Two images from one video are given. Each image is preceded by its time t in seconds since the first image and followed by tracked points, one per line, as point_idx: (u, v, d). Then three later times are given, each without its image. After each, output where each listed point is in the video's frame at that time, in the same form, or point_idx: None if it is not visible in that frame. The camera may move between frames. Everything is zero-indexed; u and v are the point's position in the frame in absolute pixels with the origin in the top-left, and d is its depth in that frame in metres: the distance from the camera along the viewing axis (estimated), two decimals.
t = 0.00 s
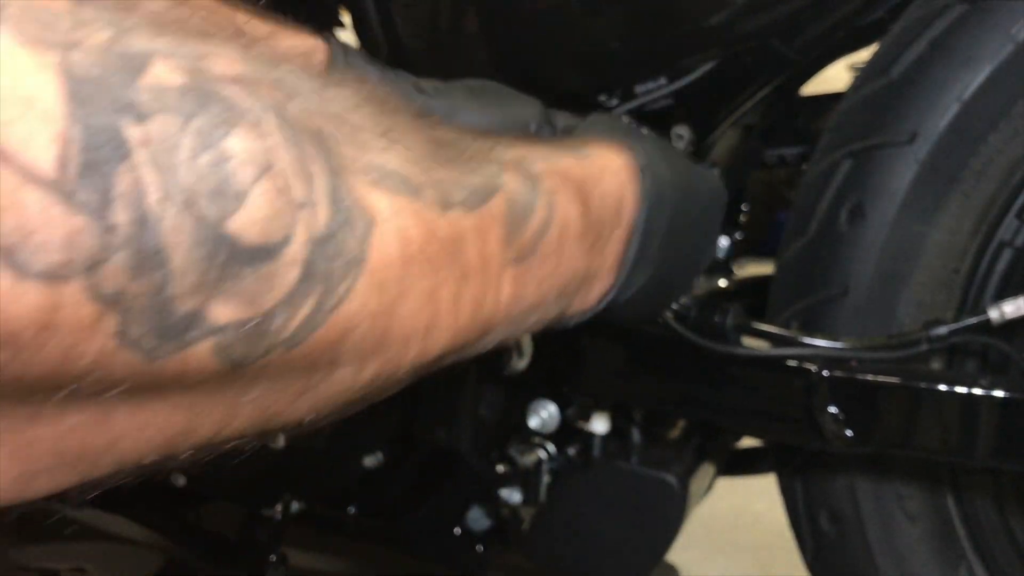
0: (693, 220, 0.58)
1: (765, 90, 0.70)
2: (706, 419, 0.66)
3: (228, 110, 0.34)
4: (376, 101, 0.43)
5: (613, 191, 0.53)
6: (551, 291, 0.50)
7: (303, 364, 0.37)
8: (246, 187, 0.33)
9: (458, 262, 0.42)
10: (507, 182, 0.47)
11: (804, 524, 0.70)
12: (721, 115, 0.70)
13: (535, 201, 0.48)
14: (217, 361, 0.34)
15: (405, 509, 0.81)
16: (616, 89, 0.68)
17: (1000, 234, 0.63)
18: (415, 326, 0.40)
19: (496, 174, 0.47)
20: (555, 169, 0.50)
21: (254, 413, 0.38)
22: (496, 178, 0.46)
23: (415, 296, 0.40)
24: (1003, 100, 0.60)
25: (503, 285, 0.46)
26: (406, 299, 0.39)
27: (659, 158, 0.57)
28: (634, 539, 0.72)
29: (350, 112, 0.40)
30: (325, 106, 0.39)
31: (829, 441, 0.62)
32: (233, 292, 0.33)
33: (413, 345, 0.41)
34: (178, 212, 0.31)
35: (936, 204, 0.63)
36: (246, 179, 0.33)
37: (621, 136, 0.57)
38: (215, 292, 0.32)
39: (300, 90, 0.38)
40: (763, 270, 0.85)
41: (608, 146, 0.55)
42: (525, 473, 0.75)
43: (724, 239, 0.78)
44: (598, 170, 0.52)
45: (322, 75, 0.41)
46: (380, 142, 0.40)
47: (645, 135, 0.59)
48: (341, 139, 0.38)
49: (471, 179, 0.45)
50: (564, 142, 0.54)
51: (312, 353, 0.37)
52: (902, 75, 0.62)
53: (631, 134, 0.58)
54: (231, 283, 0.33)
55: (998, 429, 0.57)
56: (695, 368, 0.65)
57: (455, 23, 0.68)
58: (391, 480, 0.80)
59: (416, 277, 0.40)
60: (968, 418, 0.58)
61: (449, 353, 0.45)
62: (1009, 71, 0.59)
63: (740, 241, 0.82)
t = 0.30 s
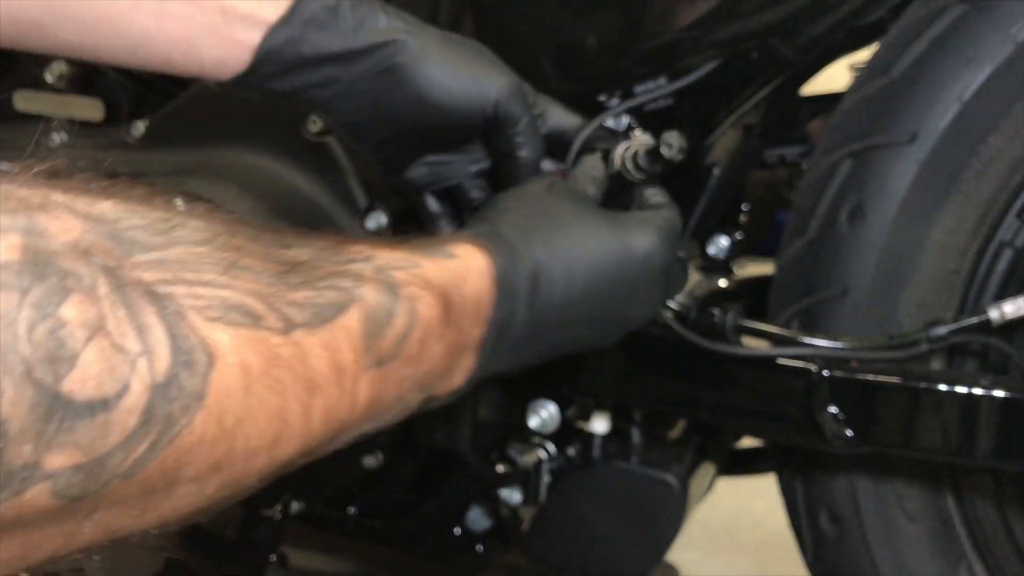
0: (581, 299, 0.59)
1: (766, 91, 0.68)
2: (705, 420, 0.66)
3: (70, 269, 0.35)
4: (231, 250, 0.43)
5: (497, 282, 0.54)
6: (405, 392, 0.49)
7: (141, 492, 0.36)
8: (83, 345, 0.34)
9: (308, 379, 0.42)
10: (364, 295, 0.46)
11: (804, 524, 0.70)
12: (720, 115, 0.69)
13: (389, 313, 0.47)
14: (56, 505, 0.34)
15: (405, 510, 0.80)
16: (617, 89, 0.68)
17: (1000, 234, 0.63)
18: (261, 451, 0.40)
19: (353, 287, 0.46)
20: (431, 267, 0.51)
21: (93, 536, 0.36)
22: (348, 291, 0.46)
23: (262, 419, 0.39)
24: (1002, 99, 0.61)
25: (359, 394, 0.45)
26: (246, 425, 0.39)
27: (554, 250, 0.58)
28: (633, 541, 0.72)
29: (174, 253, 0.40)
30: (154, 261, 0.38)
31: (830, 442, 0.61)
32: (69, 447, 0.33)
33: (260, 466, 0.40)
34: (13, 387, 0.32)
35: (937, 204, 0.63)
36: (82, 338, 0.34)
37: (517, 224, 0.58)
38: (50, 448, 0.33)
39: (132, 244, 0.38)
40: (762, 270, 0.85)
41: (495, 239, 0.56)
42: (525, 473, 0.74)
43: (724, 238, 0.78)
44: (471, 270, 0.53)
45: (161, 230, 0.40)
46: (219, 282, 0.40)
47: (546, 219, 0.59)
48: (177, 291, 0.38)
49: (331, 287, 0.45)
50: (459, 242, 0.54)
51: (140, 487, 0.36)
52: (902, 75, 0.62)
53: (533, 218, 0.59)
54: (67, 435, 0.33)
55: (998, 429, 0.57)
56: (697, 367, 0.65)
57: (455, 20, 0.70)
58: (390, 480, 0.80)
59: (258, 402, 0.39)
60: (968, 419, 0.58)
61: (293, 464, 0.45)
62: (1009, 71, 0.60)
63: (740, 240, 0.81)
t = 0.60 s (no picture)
0: (568, 311, 0.63)
1: (764, 90, 0.70)
2: (705, 418, 0.67)
3: (62, 320, 0.37)
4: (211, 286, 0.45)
5: (487, 294, 0.59)
6: (397, 409, 0.51)
7: (143, 529, 0.38)
8: (72, 395, 0.36)
9: (297, 404, 0.43)
10: (341, 316, 0.49)
11: (803, 523, 0.70)
12: (718, 115, 0.69)
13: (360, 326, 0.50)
14: (55, 545, 0.35)
15: (405, 509, 0.81)
16: (616, 90, 0.67)
17: (997, 234, 0.64)
18: (259, 475, 0.41)
19: (326, 309, 0.49)
20: (441, 283, 0.58)
21: None
22: (325, 313, 0.49)
23: (255, 441, 0.41)
24: (1001, 99, 0.61)
25: (350, 412, 0.47)
26: (243, 449, 0.40)
27: (540, 257, 0.62)
28: (631, 541, 0.71)
29: (158, 294, 0.41)
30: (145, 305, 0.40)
31: (829, 440, 0.62)
32: (66, 489, 0.35)
33: (258, 490, 0.42)
34: (12, 436, 0.34)
35: (936, 203, 0.64)
36: (72, 389, 0.36)
37: (500, 234, 0.62)
38: (47, 492, 0.35)
39: (115, 289, 0.40)
40: (762, 270, 0.85)
41: (482, 252, 0.62)
42: (525, 472, 0.76)
43: (723, 239, 0.79)
44: (460, 287, 0.58)
45: (148, 273, 0.42)
46: (202, 319, 0.42)
47: (524, 227, 0.62)
48: (160, 333, 0.40)
49: (302, 318, 0.47)
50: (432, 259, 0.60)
51: (136, 527, 0.37)
52: (900, 75, 0.62)
53: (511, 227, 0.63)
54: (61, 480, 0.35)
55: (996, 428, 0.57)
56: (697, 366, 0.66)
57: (454, 23, 0.70)
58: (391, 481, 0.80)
59: (247, 429, 0.41)
60: (966, 418, 0.58)
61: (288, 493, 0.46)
62: (1007, 71, 0.60)
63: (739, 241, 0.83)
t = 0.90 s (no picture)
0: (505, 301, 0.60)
1: (764, 90, 0.70)
2: (705, 418, 0.67)
3: None
4: (121, 261, 0.50)
5: (418, 280, 0.58)
6: (305, 388, 0.54)
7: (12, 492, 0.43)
8: None
9: (178, 388, 0.47)
10: (256, 302, 0.52)
11: (802, 523, 0.70)
12: (716, 117, 0.70)
13: (275, 313, 0.52)
14: None
15: (404, 508, 0.81)
16: (616, 90, 0.67)
17: (996, 235, 0.64)
18: (137, 449, 0.46)
19: (241, 296, 0.52)
20: (371, 267, 0.57)
21: None
22: (238, 299, 0.52)
23: (143, 419, 0.46)
24: (999, 100, 0.61)
25: (248, 392, 0.51)
26: (121, 427, 0.45)
27: (481, 245, 0.60)
28: (632, 541, 0.71)
29: (50, 289, 0.46)
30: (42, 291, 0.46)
31: (828, 440, 0.62)
32: None
33: (137, 459, 0.47)
34: None
35: (935, 204, 0.64)
36: None
37: (440, 216, 0.61)
38: None
39: (9, 283, 0.45)
40: (762, 270, 0.86)
41: (420, 234, 0.60)
42: (524, 472, 0.76)
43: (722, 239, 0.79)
44: (392, 272, 0.57)
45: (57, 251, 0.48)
46: (99, 315, 0.47)
47: (469, 213, 0.60)
48: (45, 329, 0.45)
49: (206, 311, 0.50)
50: (370, 239, 0.59)
51: None
52: (899, 75, 0.62)
53: (453, 212, 0.61)
54: None
55: (994, 429, 0.57)
56: (697, 366, 0.66)
57: (453, 25, 0.69)
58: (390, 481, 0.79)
59: (123, 414, 0.45)
60: (965, 418, 0.58)
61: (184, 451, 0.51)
62: (1005, 72, 0.60)
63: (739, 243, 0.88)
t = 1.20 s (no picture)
0: (518, 263, 0.51)
1: (763, 90, 0.70)
2: (705, 416, 0.67)
3: None
4: (81, 173, 0.44)
5: (435, 215, 0.49)
6: (290, 310, 0.47)
7: None
8: None
9: (144, 309, 0.42)
10: (233, 218, 0.45)
11: (802, 522, 0.70)
12: (716, 117, 0.70)
13: (260, 237, 0.45)
14: None
15: (405, 506, 0.81)
16: (615, 91, 0.68)
17: (995, 234, 0.64)
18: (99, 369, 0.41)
19: (213, 210, 0.44)
20: (376, 194, 0.47)
21: None
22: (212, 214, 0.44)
23: (110, 339, 0.41)
24: (998, 101, 0.61)
25: (229, 313, 0.44)
26: (74, 346, 0.40)
27: (511, 192, 0.51)
28: (632, 541, 0.72)
29: None
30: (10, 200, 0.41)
31: (828, 439, 0.62)
32: None
33: (99, 379, 0.42)
34: None
35: (934, 204, 0.64)
36: None
37: (459, 150, 0.51)
38: None
39: None
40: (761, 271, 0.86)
41: (438, 158, 0.50)
42: (524, 471, 0.77)
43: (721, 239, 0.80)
44: (404, 199, 0.48)
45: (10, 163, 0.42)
46: (46, 230, 0.41)
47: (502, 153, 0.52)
48: None
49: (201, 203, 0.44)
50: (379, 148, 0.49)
51: None
52: (899, 76, 0.62)
53: (484, 150, 0.51)
54: None
55: (993, 429, 0.57)
56: (697, 365, 0.66)
57: (454, 26, 0.70)
58: (391, 480, 0.80)
59: (75, 330, 0.40)
60: (964, 417, 0.58)
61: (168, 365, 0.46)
62: (1004, 73, 0.61)
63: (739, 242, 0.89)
